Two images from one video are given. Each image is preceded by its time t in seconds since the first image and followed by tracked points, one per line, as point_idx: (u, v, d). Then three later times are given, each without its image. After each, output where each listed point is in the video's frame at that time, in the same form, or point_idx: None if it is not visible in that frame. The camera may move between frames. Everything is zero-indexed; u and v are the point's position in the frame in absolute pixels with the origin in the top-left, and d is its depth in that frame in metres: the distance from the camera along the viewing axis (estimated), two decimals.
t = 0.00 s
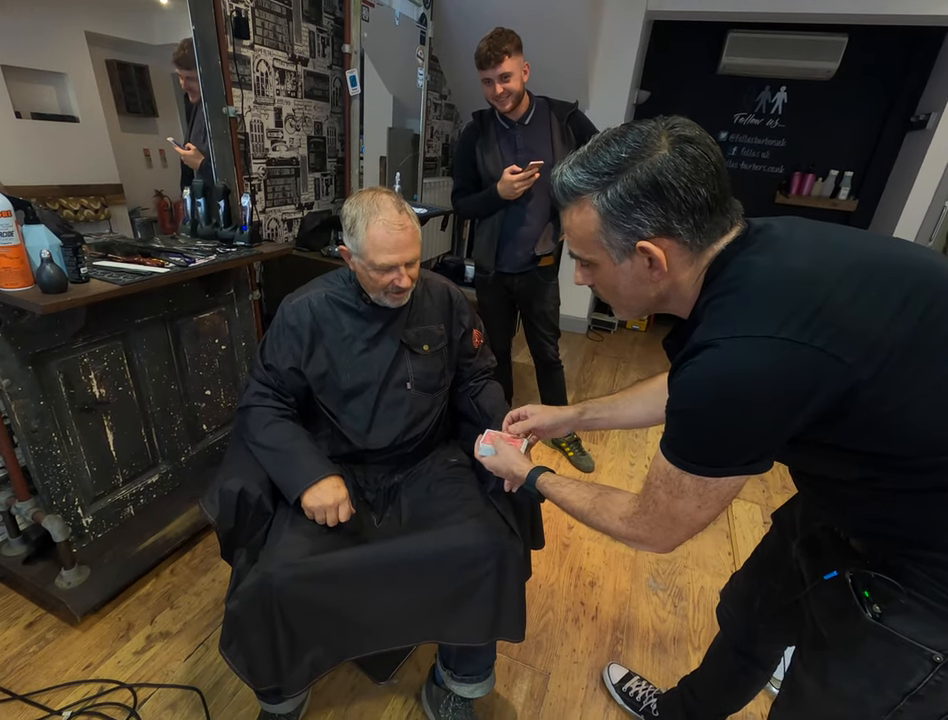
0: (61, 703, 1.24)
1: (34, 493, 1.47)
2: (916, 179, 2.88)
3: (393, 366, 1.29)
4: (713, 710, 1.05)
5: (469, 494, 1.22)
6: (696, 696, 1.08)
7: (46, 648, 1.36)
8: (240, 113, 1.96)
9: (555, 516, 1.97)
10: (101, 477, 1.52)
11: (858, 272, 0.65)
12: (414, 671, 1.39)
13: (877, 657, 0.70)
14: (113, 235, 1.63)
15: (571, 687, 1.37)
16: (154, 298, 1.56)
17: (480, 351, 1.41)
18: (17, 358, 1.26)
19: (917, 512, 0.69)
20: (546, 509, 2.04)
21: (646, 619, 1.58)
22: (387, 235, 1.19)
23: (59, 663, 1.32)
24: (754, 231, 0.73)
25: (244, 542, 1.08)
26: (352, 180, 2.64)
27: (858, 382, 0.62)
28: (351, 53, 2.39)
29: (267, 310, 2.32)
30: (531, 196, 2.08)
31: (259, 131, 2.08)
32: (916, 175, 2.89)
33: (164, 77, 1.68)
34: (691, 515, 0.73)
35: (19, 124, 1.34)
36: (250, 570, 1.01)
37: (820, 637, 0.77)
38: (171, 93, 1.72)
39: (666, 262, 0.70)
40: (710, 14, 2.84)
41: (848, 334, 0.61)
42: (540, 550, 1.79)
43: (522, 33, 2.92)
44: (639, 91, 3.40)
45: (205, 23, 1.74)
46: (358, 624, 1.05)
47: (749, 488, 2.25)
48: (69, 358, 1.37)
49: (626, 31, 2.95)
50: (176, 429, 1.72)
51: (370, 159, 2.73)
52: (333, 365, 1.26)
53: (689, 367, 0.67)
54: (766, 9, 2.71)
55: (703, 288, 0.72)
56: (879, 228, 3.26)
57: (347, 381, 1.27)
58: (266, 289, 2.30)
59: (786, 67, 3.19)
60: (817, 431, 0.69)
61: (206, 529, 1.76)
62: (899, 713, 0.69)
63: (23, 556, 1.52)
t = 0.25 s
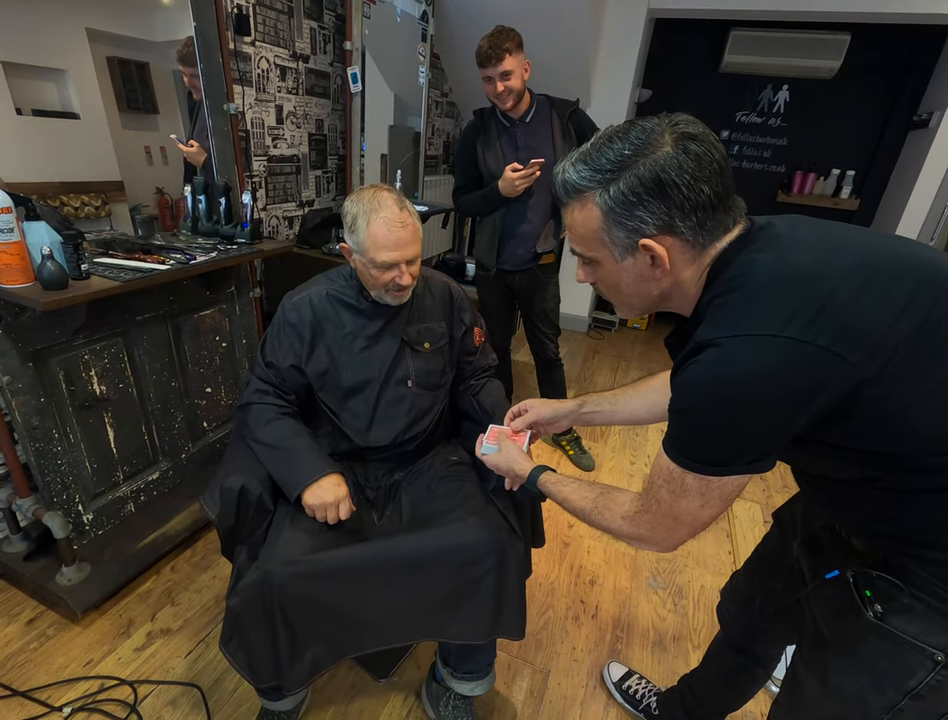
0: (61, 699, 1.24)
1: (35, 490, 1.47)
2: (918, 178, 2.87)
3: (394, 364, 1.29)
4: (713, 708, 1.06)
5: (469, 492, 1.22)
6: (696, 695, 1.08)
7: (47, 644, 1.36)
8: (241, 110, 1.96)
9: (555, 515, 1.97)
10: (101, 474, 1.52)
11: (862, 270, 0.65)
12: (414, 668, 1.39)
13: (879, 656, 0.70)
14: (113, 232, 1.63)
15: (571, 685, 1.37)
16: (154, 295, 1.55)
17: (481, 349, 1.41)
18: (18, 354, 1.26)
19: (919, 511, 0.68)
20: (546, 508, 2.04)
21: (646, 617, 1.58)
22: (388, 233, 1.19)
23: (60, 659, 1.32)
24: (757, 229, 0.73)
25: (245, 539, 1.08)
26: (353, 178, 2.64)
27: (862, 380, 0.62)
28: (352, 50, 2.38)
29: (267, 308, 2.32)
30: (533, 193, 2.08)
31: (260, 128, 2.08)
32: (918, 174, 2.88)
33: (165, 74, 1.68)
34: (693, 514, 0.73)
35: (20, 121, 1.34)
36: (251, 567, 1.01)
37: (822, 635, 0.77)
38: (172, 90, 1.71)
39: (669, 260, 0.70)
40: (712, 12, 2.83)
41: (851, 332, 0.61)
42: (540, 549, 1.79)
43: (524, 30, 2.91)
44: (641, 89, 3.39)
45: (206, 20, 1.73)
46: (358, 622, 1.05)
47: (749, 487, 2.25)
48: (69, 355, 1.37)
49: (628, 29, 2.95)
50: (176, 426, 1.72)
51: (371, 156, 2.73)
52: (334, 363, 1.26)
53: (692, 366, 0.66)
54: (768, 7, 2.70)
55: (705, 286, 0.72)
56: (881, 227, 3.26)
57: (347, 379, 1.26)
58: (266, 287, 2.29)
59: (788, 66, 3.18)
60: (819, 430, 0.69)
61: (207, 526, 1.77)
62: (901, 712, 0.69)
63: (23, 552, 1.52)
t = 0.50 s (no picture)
0: (61, 700, 1.24)
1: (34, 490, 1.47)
2: (917, 178, 2.87)
3: (393, 363, 1.29)
4: (713, 707, 1.06)
5: (469, 491, 1.22)
6: (695, 694, 1.08)
7: (46, 644, 1.36)
8: (241, 110, 1.96)
9: (555, 514, 1.97)
10: (101, 473, 1.52)
11: (861, 270, 0.65)
12: (414, 668, 1.39)
13: (878, 655, 0.70)
14: (112, 232, 1.63)
15: (570, 685, 1.37)
16: (153, 294, 1.55)
17: (481, 349, 1.41)
18: (17, 354, 1.25)
19: (919, 511, 0.68)
20: (545, 507, 2.04)
21: (645, 616, 1.58)
22: (387, 232, 1.19)
23: (59, 659, 1.32)
24: (756, 229, 0.73)
25: (244, 539, 1.08)
26: (352, 177, 2.64)
27: (862, 380, 0.62)
28: (351, 49, 2.37)
29: (267, 308, 2.32)
30: (532, 192, 2.07)
31: (259, 128, 2.08)
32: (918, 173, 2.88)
33: (164, 73, 1.67)
34: (694, 514, 0.73)
35: (19, 120, 1.34)
36: (251, 567, 1.01)
37: (821, 635, 0.77)
38: (171, 89, 1.71)
39: (668, 260, 0.70)
40: (712, 11, 2.83)
41: (852, 332, 0.61)
42: (539, 548, 1.79)
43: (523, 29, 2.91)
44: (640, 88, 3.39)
45: (205, 19, 1.73)
46: (358, 622, 1.05)
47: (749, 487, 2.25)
48: (68, 355, 1.36)
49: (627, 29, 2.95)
50: (176, 426, 1.72)
51: (370, 156, 2.72)
52: (333, 363, 1.26)
53: (692, 366, 0.66)
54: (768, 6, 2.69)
55: (705, 286, 0.72)
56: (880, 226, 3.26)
57: (347, 379, 1.26)
58: (266, 286, 2.29)
59: (788, 65, 3.18)
60: (819, 429, 0.69)
61: (206, 526, 1.76)
62: (900, 711, 0.69)
63: (22, 552, 1.52)
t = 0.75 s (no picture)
0: (61, 699, 1.24)
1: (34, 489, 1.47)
2: (918, 176, 2.87)
3: (393, 362, 1.29)
4: (713, 706, 1.06)
5: (469, 490, 1.22)
6: (695, 693, 1.08)
7: (46, 644, 1.36)
8: (240, 108, 1.95)
9: (555, 513, 1.97)
10: (101, 473, 1.52)
11: (862, 269, 0.64)
12: (414, 667, 1.39)
13: (879, 654, 0.70)
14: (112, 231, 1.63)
15: (570, 683, 1.37)
16: (153, 293, 1.55)
17: (481, 348, 1.41)
18: (17, 354, 1.25)
19: (920, 510, 0.68)
20: (546, 506, 2.04)
21: (645, 615, 1.58)
22: (387, 231, 1.18)
23: (60, 658, 1.32)
24: (757, 227, 0.72)
25: (245, 538, 1.08)
26: (352, 176, 2.64)
27: (862, 379, 0.62)
28: (351, 47, 2.37)
29: (266, 306, 2.32)
30: (532, 191, 2.07)
31: (258, 126, 2.07)
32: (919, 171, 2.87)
33: (163, 72, 1.67)
34: (695, 513, 0.72)
35: (17, 119, 1.33)
36: (251, 566, 1.01)
37: (822, 634, 0.77)
38: (171, 87, 1.70)
39: (668, 259, 0.69)
40: (712, 9, 2.82)
41: (853, 330, 0.61)
42: (539, 546, 1.79)
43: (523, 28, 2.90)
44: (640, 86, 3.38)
45: (204, 17, 1.72)
46: (358, 620, 1.05)
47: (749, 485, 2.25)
48: (68, 354, 1.36)
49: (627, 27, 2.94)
50: (175, 425, 1.72)
51: (369, 154, 2.72)
52: (333, 362, 1.26)
53: (692, 364, 0.66)
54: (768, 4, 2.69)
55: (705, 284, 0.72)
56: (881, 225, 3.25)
57: (347, 377, 1.26)
58: (265, 285, 2.29)
59: (788, 63, 3.17)
60: (820, 428, 0.69)
61: (206, 525, 1.76)
62: (900, 710, 0.69)
63: (22, 551, 1.52)
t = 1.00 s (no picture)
0: (61, 699, 1.24)
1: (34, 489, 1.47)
2: (918, 177, 2.87)
3: (393, 363, 1.28)
4: (713, 707, 1.05)
5: (469, 491, 1.22)
6: (695, 694, 1.08)
7: (46, 644, 1.36)
8: (240, 109, 1.95)
9: (555, 513, 1.97)
10: (101, 473, 1.52)
11: (863, 270, 0.64)
12: (414, 667, 1.39)
13: (879, 656, 0.70)
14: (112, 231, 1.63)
15: (570, 684, 1.37)
16: (153, 293, 1.55)
17: (481, 348, 1.41)
18: (17, 354, 1.25)
19: (921, 512, 0.68)
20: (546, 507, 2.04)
21: (645, 616, 1.58)
22: (387, 232, 1.18)
23: (59, 658, 1.32)
24: (757, 228, 0.72)
25: (245, 538, 1.08)
26: (352, 176, 2.64)
27: (863, 380, 0.62)
28: (351, 48, 2.37)
29: (267, 307, 2.32)
30: (533, 192, 2.07)
31: (259, 127, 2.07)
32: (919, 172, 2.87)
33: (164, 72, 1.67)
34: (694, 514, 0.72)
35: (17, 119, 1.33)
36: (250, 567, 1.01)
37: (822, 636, 0.77)
38: (171, 88, 1.70)
39: (669, 260, 0.69)
40: (713, 10, 2.82)
41: (853, 332, 0.61)
42: (539, 547, 1.79)
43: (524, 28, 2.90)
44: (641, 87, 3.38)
45: (205, 17, 1.72)
46: (358, 621, 1.05)
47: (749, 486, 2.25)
48: (68, 354, 1.36)
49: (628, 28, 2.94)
50: (175, 425, 1.72)
51: (370, 155, 2.72)
52: (333, 362, 1.26)
53: (692, 365, 0.66)
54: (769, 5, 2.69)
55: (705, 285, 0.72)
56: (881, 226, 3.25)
57: (347, 378, 1.26)
58: (266, 285, 2.29)
59: (789, 64, 3.17)
60: (821, 429, 0.69)
61: (206, 525, 1.76)
62: (901, 712, 0.69)
63: (22, 552, 1.52)
